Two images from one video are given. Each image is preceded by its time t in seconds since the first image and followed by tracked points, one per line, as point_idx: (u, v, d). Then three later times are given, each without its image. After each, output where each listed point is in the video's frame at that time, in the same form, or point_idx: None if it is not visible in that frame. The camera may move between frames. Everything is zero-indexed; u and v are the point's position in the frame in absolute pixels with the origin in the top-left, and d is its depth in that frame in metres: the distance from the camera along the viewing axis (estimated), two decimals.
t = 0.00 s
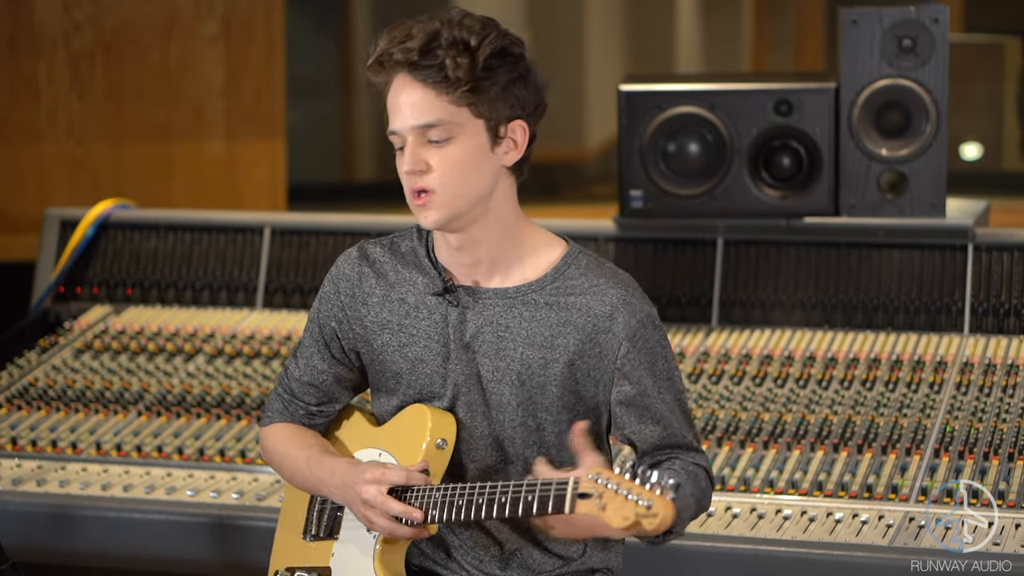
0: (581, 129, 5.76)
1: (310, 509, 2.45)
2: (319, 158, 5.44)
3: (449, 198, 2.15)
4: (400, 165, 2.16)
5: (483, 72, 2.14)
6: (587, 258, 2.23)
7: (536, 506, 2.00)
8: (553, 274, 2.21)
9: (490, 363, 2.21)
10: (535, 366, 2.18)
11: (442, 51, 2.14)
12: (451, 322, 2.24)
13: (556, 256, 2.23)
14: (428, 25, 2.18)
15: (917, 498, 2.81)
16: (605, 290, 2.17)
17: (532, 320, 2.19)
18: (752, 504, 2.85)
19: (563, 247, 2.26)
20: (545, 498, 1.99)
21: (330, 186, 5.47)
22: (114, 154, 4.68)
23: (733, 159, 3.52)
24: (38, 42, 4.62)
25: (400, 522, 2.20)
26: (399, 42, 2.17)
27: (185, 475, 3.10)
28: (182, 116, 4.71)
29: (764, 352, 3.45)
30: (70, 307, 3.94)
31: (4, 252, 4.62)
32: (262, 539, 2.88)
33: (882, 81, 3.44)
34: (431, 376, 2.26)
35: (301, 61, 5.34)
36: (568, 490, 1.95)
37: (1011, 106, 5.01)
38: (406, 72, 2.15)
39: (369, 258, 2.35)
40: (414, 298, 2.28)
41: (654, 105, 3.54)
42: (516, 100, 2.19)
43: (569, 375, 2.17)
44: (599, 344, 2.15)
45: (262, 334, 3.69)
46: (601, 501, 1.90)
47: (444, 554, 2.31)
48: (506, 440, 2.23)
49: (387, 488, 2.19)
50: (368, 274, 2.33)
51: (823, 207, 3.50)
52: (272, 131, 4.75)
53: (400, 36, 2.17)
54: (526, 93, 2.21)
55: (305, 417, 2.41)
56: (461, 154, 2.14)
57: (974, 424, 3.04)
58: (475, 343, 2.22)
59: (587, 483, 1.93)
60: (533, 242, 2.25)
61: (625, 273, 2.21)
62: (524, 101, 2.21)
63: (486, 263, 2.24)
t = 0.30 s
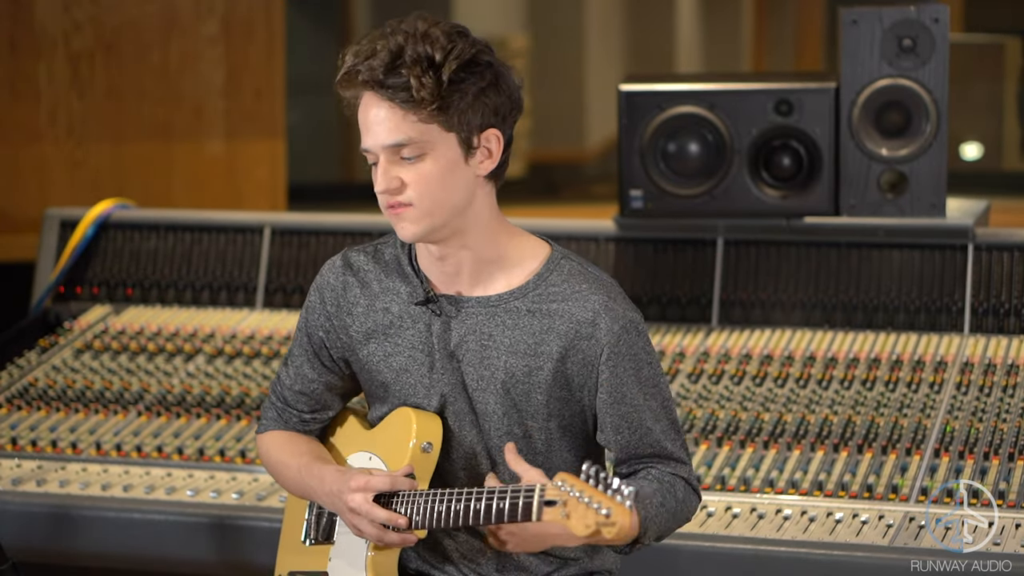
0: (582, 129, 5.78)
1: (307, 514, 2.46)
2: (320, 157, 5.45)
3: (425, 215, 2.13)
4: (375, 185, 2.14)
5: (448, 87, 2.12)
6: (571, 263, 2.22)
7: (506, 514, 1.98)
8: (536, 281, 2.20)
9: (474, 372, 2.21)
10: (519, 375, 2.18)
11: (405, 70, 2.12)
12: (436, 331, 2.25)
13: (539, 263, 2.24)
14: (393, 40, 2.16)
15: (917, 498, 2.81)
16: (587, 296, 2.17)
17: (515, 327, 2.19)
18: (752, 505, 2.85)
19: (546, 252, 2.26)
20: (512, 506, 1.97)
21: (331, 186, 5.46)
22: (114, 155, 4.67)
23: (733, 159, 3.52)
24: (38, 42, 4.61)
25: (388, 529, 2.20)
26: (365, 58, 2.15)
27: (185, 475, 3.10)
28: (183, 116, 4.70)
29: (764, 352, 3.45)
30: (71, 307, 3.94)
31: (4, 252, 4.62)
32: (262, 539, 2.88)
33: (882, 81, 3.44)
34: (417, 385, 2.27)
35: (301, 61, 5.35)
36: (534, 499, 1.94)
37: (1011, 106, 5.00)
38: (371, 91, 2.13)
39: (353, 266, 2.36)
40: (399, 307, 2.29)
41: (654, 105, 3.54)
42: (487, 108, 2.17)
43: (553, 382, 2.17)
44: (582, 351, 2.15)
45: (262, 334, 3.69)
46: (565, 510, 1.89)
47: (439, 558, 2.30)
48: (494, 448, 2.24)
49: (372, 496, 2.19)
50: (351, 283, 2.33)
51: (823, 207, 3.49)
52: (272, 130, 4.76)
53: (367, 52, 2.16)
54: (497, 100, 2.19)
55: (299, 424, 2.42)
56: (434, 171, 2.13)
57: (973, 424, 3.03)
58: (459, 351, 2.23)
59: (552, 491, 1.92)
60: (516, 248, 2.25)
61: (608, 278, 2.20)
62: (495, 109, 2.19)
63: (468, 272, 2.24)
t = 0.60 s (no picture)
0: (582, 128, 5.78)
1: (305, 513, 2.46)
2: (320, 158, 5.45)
3: (421, 223, 2.13)
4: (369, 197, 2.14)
5: (436, 94, 2.12)
6: (567, 265, 2.23)
7: (508, 514, 2.01)
8: (533, 283, 2.20)
9: (473, 373, 2.22)
10: (519, 376, 2.18)
11: (391, 81, 2.12)
12: (434, 333, 2.25)
13: (535, 266, 2.23)
14: (377, 52, 2.16)
15: (917, 498, 2.81)
16: (584, 295, 2.17)
17: (513, 328, 2.19)
18: (752, 504, 2.85)
19: (543, 254, 2.26)
20: (515, 505, 2.01)
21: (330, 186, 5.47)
22: (113, 155, 4.67)
23: (732, 159, 3.52)
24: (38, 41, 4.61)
25: (386, 529, 2.21)
26: (349, 71, 2.16)
27: (185, 475, 3.10)
28: (183, 115, 4.70)
29: (764, 352, 3.45)
30: (71, 307, 3.94)
31: (4, 252, 4.61)
32: (262, 539, 2.88)
33: (882, 81, 3.44)
34: (415, 388, 2.27)
35: (301, 61, 5.34)
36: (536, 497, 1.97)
37: (1011, 106, 5.00)
38: (359, 104, 2.13)
39: (350, 269, 2.36)
40: (396, 310, 2.29)
41: (654, 105, 3.54)
42: (475, 111, 2.18)
43: (553, 382, 2.17)
44: (581, 351, 2.15)
45: (262, 334, 3.69)
46: (567, 508, 1.91)
47: (439, 556, 2.31)
48: (494, 449, 2.24)
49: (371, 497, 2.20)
50: (349, 286, 2.33)
51: (823, 207, 3.50)
52: (272, 130, 4.75)
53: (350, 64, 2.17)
54: (484, 103, 2.19)
55: (296, 426, 2.42)
56: (427, 178, 2.12)
57: (973, 424, 3.04)
58: (457, 353, 2.23)
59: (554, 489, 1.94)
60: (514, 250, 2.25)
61: (604, 277, 2.21)
62: (483, 111, 2.19)
63: (466, 276, 2.24)
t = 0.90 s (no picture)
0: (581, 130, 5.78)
1: (308, 514, 2.46)
2: (318, 156, 5.40)
3: (451, 217, 2.12)
4: (400, 190, 2.11)
5: (469, 88, 2.12)
6: (569, 254, 2.24)
7: (532, 508, 2.00)
8: (536, 272, 2.23)
9: (486, 366, 2.23)
10: (534, 364, 2.19)
11: (427, 75, 2.11)
12: (445, 330, 2.25)
13: (542, 255, 2.25)
14: (407, 45, 2.14)
15: (917, 498, 2.81)
16: (586, 279, 2.20)
17: (522, 317, 2.21)
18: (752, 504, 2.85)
19: (550, 244, 2.27)
20: (541, 499, 2.00)
21: (330, 186, 5.37)
22: (114, 155, 4.66)
23: (733, 159, 3.53)
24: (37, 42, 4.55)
25: (399, 526, 2.19)
26: (379, 65, 2.14)
27: (185, 475, 3.10)
28: (183, 116, 4.72)
29: (764, 352, 3.45)
30: (70, 307, 3.94)
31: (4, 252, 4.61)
32: (262, 539, 2.88)
33: (882, 81, 3.44)
34: (431, 384, 2.27)
35: (300, 61, 5.35)
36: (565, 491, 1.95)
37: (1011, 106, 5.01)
38: (392, 97, 2.10)
39: (357, 268, 2.35)
40: (406, 308, 2.29)
41: (654, 105, 3.54)
42: (501, 103, 2.18)
43: (566, 368, 2.18)
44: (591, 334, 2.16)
45: (262, 334, 3.69)
46: (598, 501, 1.89)
47: (448, 555, 2.31)
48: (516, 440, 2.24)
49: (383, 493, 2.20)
50: (357, 285, 2.33)
51: (823, 207, 3.50)
52: (273, 130, 4.82)
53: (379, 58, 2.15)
54: (509, 95, 2.20)
55: (300, 428, 2.42)
56: (460, 171, 2.12)
57: (974, 424, 3.03)
58: (469, 348, 2.24)
59: (583, 482, 1.93)
60: (525, 242, 2.25)
61: (603, 259, 2.24)
62: (508, 103, 2.20)
63: (480, 269, 2.24)
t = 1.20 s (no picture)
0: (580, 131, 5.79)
1: (309, 511, 2.47)
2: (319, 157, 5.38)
3: (455, 221, 2.12)
4: (403, 196, 2.11)
5: (470, 93, 2.10)
6: (580, 266, 2.23)
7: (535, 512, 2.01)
8: (546, 283, 2.21)
9: (483, 372, 2.22)
10: (528, 378, 2.19)
11: (427, 82, 2.10)
12: (447, 329, 2.25)
13: (553, 263, 2.24)
14: (409, 51, 2.14)
15: (917, 498, 2.81)
16: (595, 300, 2.17)
17: (524, 330, 2.20)
18: (752, 504, 2.84)
19: (559, 253, 2.26)
20: (544, 504, 2.00)
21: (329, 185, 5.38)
22: (114, 155, 4.66)
23: (732, 159, 3.53)
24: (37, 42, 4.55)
25: (399, 526, 2.19)
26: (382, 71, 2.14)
27: (185, 475, 3.10)
28: (183, 116, 4.71)
29: (764, 352, 3.45)
30: (70, 307, 3.94)
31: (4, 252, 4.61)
32: (262, 539, 2.88)
33: (882, 81, 3.44)
34: (429, 383, 2.27)
35: (300, 61, 5.35)
36: (568, 497, 1.96)
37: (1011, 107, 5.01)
38: (392, 104, 2.10)
39: (366, 263, 2.36)
40: (412, 304, 2.29)
41: (654, 105, 3.54)
42: (506, 107, 2.16)
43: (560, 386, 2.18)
44: (591, 357, 2.15)
45: (262, 334, 3.69)
46: (601, 508, 1.90)
47: (446, 555, 2.33)
48: (499, 449, 2.25)
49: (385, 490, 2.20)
50: (365, 280, 2.34)
51: (823, 207, 3.50)
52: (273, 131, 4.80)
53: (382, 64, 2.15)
54: (514, 97, 2.17)
55: (303, 420, 2.42)
56: (462, 177, 2.11)
57: (974, 424, 3.03)
58: (469, 351, 2.24)
59: (586, 489, 1.94)
60: (534, 249, 2.24)
61: (617, 282, 2.21)
62: (513, 106, 2.17)
63: (488, 272, 2.23)
